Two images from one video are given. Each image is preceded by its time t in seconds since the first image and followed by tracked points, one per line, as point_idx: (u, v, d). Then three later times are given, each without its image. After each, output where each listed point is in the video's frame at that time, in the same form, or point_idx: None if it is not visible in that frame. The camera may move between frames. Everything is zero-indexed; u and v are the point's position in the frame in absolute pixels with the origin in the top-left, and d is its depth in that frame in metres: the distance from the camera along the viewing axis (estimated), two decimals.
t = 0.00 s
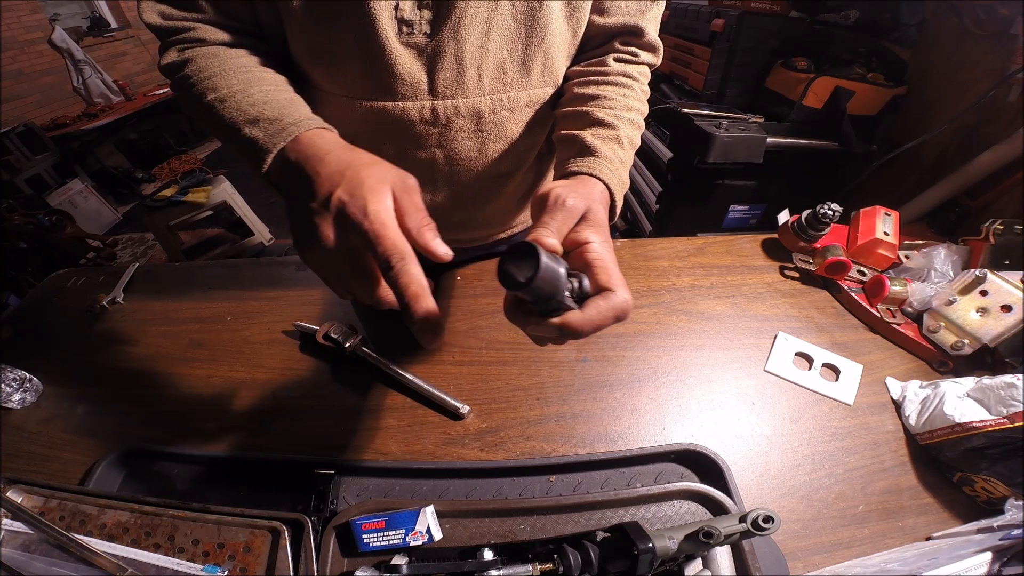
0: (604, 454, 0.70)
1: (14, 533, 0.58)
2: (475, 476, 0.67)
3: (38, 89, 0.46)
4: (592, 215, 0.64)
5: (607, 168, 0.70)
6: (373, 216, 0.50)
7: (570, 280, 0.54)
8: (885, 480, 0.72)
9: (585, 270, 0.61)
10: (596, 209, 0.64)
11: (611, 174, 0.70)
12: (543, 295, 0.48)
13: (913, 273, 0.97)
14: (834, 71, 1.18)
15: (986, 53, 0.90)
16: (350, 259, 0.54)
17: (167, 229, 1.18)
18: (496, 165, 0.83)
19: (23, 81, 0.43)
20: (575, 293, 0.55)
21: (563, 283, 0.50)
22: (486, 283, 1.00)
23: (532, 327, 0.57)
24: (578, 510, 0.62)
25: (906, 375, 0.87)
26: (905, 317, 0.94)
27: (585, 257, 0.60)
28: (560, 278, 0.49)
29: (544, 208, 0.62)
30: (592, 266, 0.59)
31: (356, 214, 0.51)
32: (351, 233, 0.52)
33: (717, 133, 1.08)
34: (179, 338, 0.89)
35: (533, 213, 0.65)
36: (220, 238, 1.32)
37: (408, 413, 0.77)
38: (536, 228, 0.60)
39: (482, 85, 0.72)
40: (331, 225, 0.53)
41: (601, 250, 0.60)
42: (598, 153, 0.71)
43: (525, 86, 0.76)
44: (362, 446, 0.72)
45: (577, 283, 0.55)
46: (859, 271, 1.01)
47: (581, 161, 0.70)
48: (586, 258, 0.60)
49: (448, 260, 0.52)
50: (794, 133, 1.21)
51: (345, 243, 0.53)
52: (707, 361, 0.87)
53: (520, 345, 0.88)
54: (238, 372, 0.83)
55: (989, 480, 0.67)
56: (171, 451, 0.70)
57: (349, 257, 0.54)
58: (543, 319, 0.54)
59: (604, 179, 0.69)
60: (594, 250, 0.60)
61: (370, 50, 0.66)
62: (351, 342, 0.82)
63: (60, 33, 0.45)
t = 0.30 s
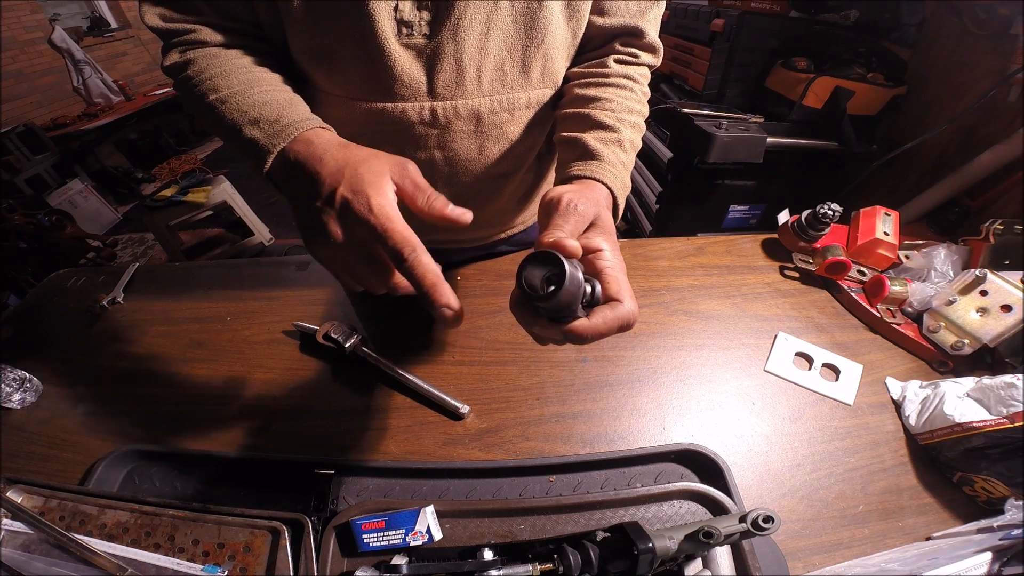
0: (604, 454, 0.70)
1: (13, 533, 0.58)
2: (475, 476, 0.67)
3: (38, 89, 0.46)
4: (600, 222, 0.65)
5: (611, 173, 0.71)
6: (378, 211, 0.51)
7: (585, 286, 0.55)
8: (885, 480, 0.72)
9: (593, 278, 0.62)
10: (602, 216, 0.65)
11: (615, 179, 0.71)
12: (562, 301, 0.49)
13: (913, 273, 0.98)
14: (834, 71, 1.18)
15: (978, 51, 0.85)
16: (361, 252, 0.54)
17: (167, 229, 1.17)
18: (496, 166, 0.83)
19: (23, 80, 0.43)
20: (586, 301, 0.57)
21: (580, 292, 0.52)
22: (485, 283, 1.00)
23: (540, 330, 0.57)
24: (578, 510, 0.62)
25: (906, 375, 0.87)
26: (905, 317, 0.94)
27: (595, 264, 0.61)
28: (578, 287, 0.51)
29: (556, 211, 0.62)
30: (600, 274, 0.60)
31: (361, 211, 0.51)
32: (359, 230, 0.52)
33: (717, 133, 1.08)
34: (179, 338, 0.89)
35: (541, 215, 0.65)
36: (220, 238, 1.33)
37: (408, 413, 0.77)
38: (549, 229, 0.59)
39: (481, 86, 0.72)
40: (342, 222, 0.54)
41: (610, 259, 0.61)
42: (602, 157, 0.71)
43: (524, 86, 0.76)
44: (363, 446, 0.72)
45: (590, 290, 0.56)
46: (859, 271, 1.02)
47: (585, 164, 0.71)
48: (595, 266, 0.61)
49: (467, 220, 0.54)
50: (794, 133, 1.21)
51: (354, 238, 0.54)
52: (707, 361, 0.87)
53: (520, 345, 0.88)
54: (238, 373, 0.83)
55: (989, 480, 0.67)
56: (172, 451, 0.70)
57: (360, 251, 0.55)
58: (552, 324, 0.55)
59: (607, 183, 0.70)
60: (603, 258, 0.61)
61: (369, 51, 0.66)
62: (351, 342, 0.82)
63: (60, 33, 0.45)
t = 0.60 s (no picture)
0: (604, 454, 0.70)
1: (13, 533, 0.58)
2: (474, 476, 0.67)
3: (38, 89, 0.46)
4: (600, 227, 0.65)
5: (612, 174, 0.71)
6: (371, 223, 0.51)
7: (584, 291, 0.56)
8: (885, 480, 0.72)
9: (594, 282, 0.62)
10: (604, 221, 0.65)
11: (615, 180, 0.71)
12: (562, 312, 0.51)
13: (913, 273, 0.97)
14: (835, 71, 1.18)
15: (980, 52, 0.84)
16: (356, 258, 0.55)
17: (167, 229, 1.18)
18: (496, 166, 0.83)
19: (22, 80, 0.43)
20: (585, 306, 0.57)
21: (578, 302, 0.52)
22: (485, 283, 1.00)
23: (541, 336, 0.57)
24: (578, 510, 0.62)
25: (906, 375, 0.87)
26: (905, 317, 0.94)
27: (596, 269, 0.61)
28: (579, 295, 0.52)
29: (557, 217, 0.62)
30: (600, 279, 0.60)
31: (355, 222, 0.52)
32: (353, 240, 0.53)
33: (717, 133, 1.08)
34: (179, 338, 0.89)
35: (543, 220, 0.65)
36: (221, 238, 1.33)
37: (408, 413, 0.77)
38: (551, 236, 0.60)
39: (480, 86, 0.72)
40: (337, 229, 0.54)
41: (611, 263, 0.61)
42: (603, 159, 0.71)
43: (523, 86, 0.76)
44: (362, 446, 0.72)
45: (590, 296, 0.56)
46: (859, 271, 1.02)
47: (586, 167, 0.71)
48: (595, 271, 0.61)
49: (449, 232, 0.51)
50: (794, 133, 1.21)
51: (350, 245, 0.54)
52: (707, 361, 0.87)
53: (520, 345, 0.88)
54: (238, 373, 0.83)
55: (990, 480, 0.67)
56: (172, 451, 0.70)
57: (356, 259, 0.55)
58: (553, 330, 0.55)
59: (607, 185, 0.70)
60: (603, 263, 0.61)
61: (369, 51, 0.66)
62: (351, 342, 0.82)
63: (60, 33, 0.45)
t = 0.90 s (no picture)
0: (604, 454, 0.70)
1: (14, 533, 0.58)
2: (474, 476, 0.67)
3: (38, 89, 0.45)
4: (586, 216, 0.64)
5: (595, 164, 0.71)
6: (376, 222, 0.50)
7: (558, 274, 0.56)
8: (885, 480, 0.72)
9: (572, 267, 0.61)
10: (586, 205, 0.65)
11: (600, 170, 0.71)
12: (539, 292, 0.53)
13: (913, 273, 0.98)
14: (835, 71, 1.18)
15: (975, 51, 0.80)
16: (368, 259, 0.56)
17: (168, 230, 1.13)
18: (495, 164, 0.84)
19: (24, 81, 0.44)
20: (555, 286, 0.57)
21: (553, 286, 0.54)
22: (485, 283, 1.00)
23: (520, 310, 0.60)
24: (578, 511, 0.62)
25: (906, 375, 0.87)
26: (906, 317, 0.94)
27: (572, 254, 0.60)
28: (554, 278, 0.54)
29: (540, 207, 0.63)
30: (575, 262, 0.59)
31: (361, 220, 0.51)
32: (359, 236, 0.53)
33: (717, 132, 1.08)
34: (179, 338, 0.89)
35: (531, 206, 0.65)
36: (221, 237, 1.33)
37: (408, 413, 0.77)
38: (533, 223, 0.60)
39: (476, 80, 0.72)
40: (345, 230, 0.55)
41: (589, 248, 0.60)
42: (588, 150, 0.72)
43: (518, 80, 0.76)
44: (362, 447, 0.72)
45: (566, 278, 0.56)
46: (859, 271, 1.02)
47: (572, 157, 0.71)
48: (572, 254, 0.60)
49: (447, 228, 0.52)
50: (794, 133, 1.21)
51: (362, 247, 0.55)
52: (707, 361, 0.88)
53: (520, 345, 0.88)
54: (238, 373, 0.83)
55: (990, 480, 0.67)
56: (172, 451, 0.70)
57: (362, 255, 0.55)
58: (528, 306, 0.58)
59: (592, 174, 0.70)
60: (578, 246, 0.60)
61: (369, 51, 0.66)
62: (351, 342, 0.82)
63: (60, 33, 0.45)
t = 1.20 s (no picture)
0: (604, 453, 0.70)
1: (13, 531, 0.59)
2: (474, 476, 0.67)
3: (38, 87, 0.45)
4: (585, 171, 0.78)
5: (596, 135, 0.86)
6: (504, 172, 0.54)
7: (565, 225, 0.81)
8: (885, 480, 0.72)
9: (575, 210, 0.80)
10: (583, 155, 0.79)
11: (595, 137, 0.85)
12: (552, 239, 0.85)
13: (913, 273, 0.98)
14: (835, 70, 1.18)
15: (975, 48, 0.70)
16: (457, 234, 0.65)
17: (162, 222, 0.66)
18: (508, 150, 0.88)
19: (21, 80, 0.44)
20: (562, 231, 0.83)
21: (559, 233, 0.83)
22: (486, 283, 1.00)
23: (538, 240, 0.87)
24: (578, 510, 0.62)
25: (906, 375, 0.87)
26: (906, 317, 0.97)
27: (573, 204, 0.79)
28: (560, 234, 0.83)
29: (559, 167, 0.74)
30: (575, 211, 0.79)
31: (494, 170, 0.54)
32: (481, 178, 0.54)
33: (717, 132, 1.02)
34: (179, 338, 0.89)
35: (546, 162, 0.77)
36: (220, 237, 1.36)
37: (409, 412, 0.77)
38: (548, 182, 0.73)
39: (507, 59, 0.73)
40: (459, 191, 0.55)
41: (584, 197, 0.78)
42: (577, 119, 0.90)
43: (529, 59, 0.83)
44: (361, 446, 0.72)
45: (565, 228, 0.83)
46: (859, 272, 1.05)
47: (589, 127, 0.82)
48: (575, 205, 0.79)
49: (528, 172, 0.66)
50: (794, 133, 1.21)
51: (464, 217, 0.59)
52: (707, 360, 0.88)
53: (520, 345, 0.88)
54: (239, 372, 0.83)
55: (989, 480, 0.66)
56: (174, 449, 0.70)
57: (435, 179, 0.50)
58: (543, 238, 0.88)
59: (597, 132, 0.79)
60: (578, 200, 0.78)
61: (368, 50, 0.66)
62: (351, 342, 0.82)
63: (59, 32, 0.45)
